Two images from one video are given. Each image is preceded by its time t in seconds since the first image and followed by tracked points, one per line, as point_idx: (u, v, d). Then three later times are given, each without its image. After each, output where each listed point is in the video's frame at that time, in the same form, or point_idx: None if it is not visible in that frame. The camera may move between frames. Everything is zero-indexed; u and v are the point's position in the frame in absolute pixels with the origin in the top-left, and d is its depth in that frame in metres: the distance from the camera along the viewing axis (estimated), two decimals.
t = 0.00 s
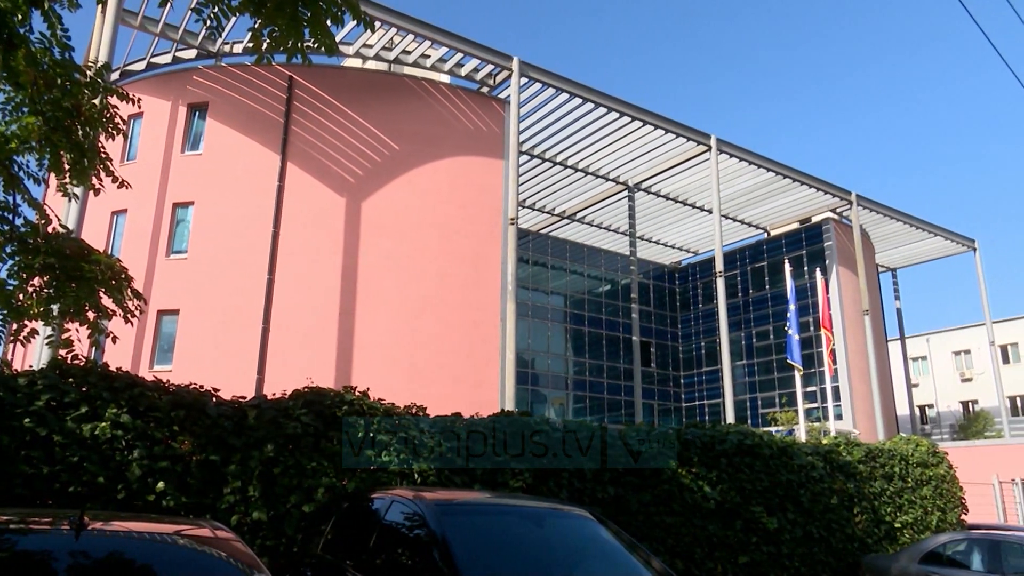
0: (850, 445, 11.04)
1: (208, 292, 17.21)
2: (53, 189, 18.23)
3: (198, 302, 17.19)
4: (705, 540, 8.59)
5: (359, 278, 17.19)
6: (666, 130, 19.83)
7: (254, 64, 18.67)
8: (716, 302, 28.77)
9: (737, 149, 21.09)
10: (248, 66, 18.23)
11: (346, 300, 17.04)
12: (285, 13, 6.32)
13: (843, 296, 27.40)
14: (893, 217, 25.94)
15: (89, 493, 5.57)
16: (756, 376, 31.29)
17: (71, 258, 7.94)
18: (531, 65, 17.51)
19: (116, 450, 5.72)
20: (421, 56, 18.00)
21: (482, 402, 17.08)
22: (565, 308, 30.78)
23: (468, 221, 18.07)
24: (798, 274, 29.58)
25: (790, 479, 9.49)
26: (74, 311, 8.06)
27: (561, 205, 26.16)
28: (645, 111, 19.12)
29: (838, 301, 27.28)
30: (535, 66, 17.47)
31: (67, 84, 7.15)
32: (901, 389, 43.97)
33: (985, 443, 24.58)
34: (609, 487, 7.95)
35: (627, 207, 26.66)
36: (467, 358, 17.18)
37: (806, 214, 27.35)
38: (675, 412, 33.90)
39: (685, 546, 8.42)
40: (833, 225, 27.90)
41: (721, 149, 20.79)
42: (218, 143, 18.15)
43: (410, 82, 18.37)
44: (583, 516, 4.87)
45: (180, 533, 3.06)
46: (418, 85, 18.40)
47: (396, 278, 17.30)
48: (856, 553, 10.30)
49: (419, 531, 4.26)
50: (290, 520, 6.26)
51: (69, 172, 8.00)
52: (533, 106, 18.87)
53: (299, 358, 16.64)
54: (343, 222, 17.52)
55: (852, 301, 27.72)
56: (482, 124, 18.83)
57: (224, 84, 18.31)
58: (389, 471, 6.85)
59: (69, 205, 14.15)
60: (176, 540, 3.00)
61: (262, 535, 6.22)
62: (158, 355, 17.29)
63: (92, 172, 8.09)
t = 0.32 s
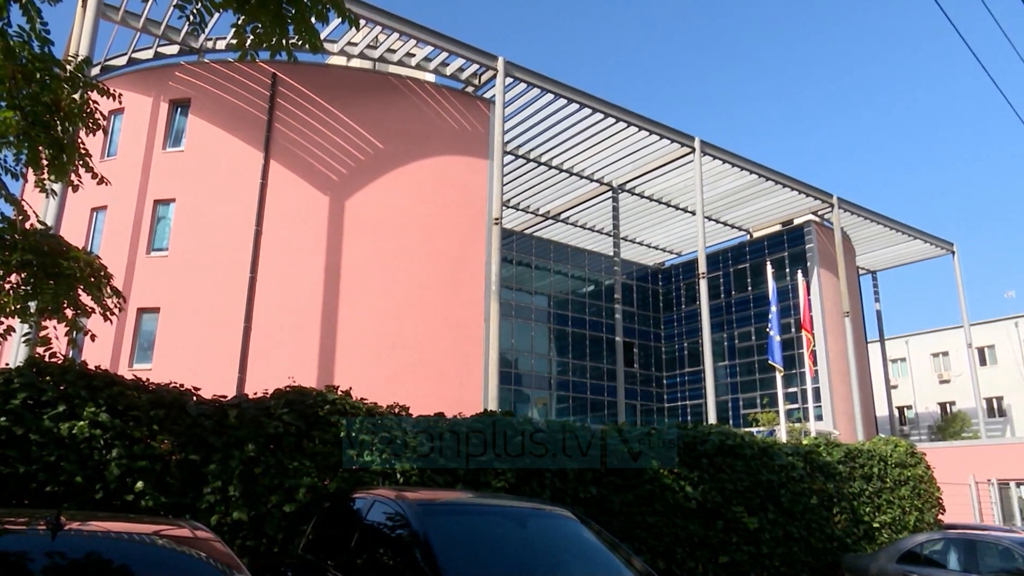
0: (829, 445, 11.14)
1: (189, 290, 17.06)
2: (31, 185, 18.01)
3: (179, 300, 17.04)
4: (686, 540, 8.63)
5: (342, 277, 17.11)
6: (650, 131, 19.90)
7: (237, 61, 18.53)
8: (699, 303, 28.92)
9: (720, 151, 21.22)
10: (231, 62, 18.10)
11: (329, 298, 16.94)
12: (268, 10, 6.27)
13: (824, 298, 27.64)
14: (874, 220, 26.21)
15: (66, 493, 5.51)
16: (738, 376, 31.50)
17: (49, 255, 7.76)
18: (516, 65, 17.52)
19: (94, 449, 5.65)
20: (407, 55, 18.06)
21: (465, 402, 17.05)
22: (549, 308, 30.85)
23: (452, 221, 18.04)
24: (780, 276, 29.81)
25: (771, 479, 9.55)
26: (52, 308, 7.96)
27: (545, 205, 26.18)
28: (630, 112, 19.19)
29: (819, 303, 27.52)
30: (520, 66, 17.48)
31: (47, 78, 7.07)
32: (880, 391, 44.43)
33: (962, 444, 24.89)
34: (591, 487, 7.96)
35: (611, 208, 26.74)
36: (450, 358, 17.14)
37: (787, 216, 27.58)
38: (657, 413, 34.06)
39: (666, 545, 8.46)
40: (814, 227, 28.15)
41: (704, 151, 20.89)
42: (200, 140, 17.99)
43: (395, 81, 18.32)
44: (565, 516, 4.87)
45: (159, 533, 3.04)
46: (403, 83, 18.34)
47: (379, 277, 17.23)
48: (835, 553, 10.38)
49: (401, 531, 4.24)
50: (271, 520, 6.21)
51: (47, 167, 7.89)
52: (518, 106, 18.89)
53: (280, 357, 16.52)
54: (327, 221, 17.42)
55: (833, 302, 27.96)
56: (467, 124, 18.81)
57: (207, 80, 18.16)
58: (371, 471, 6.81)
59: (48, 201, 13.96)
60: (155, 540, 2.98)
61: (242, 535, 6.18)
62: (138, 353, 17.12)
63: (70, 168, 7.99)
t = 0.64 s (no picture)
0: (807, 446, 11.25)
1: (168, 288, 16.89)
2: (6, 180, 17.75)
3: (157, 298, 16.86)
4: (666, 540, 8.68)
5: (323, 276, 17.02)
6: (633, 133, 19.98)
7: (218, 56, 18.36)
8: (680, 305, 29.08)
9: (702, 153, 21.34)
10: (212, 58, 17.93)
11: (309, 297, 16.84)
12: (250, 6, 6.23)
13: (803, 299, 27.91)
14: (852, 223, 26.50)
15: (39, 493, 5.43)
16: (717, 377, 31.72)
17: (24, 251, 7.67)
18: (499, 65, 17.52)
19: (69, 448, 5.58)
20: (390, 53, 17.89)
21: (446, 401, 17.02)
22: (530, 308, 30.89)
23: (435, 221, 18.02)
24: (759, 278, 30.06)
25: (749, 480, 9.63)
26: (26, 305, 7.84)
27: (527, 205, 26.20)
28: (612, 114, 19.26)
29: (798, 305, 27.79)
30: (503, 66, 17.48)
31: (23, 72, 6.96)
32: (858, 392, 44.92)
33: (937, 444, 25.27)
34: (572, 487, 7.99)
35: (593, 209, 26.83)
36: (431, 357, 17.12)
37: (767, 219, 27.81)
38: (638, 413, 34.23)
39: (645, 545, 8.50)
40: (794, 229, 28.42)
41: (686, 154, 21.00)
42: (179, 136, 17.79)
43: (377, 79, 18.24)
44: (544, 516, 4.88)
45: (135, 534, 3.01)
46: (386, 82, 18.27)
47: (361, 276, 17.16)
48: (811, 552, 10.48)
49: (380, 531, 4.23)
50: (249, 519, 6.16)
51: (22, 163, 7.77)
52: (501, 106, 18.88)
53: (259, 356, 16.39)
54: (308, 219, 17.31)
55: (812, 304, 28.25)
56: (449, 123, 18.78)
57: (187, 76, 17.96)
58: (350, 471, 6.81)
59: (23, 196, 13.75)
60: (129, 540, 2.95)
61: (220, 535, 6.13)
62: (115, 351, 16.93)
63: (46, 164, 7.88)
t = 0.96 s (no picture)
0: (783, 446, 11.36)
1: (143, 285, 16.68)
2: None
3: (132, 295, 16.64)
4: (643, 539, 8.72)
5: (301, 274, 16.90)
6: (614, 134, 20.06)
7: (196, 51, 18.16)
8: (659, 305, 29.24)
9: (682, 155, 21.48)
10: (189, 53, 17.72)
11: (287, 294, 16.71)
12: (229, 2, 6.18)
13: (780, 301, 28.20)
14: (829, 226, 26.81)
15: (9, 493, 5.33)
16: (695, 378, 31.94)
17: None
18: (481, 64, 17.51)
19: (40, 448, 5.48)
20: (370, 51, 17.84)
21: (424, 401, 16.98)
22: (510, 308, 30.91)
23: (414, 219, 17.97)
24: (738, 280, 30.31)
25: (726, 480, 9.71)
26: None
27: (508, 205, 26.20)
28: (594, 115, 19.33)
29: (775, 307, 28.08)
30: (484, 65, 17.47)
31: None
32: (833, 393, 45.45)
33: (910, 445, 25.64)
34: (550, 487, 8.00)
35: (573, 210, 26.90)
36: (409, 357, 17.07)
37: (745, 221, 28.05)
38: (616, 413, 34.39)
39: (623, 544, 8.52)
40: (771, 232, 28.70)
41: (666, 156, 21.11)
42: (156, 131, 17.57)
43: (358, 77, 18.14)
44: (523, 516, 4.87)
45: (108, 534, 2.97)
46: (367, 79, 18.19)
47: (339, 274, 17.05)
48: (786, 551, 10.58)
49: (357, 531, 4.20)
50: (224, 519, 6.10)
51: None
52: (483, 106, 18.87)
53: (236, 354, 16.23)
54: (286, 217, 17.17)
55: (788, 306, 28.55)
56: (430, 122, 18.73)
57: (164, 71, 17.75)
58: (327, 470, 6.77)
59: None
60: (101, 540, 2.91)
61: (194, 535, 6.06)
62: (88, 349, 16.69)
63: (18, 158, 7.74)
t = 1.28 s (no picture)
0: (761, 446, 11.46)
1: (120, 282, 16.48)
2: None
3: (108, 292, 16.43)
4: (622, 539, 8.75)
5: (281, 272, 16.78)
6: (596, 135, 20.11)
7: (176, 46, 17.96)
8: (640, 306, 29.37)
9: (664, 157, 21.58)
10: (169, 48, 17.55)
11: (267, 292, 16.57)
12: None
13: (759, 303, 28.45)
14: (808, 228, 27.06)
15: None
16: (675, 379, 32.14)
17: None
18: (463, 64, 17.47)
19: (12, 446, 5.40)
20: (353, 49, 17.73)
21: (405, 400, 16.92)
22: (491, 308, 30.90)
23: (396, 218, 17.90)
24: (717, 281, 30.52)
25: (704, 480, 9.78)
26: None
27: (490, 205, 26.19)
28: (576, 116, 19.38)
29: (754, 308, 28.33)
30: (467, 65, 17.44)
31: None
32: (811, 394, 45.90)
33: (885, 445, 25.97)
34: (530, 487, 8.01)
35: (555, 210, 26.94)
36: (390, 356, 17.00)
37: (726, 223, 28.26)
38: (597, 413, 34.51)
39: (602, 545, 8.54)
40: (751, 234, 28.94)
41: (648, 157, 21.21)
42: (134, 127, 17.36)
43: (340, 75, 18.05)
44: (501, 516, 4.88)
45: (81, 535, 2.93)
46: (349, 77, 18.09)
47: (320, 273, 16.96)
48: (764, 551, 10.66)
49: (336, 531, 4.19)
50: (201, 520, 6.04)
51: None
52: (465, 105, 18.84)
53: (214, 353, 16.07)
54: (266, 214, 17.04)
55: (767, 308, 28.80)
56: (412, 121, 18.68)
57: (143, 65, 17.54)
58: (306, 470, 6.70)
59: None
60: (75, 541, 2.88)
61: (170, 536, 6.00)
62: (63, 347, 16.47)
63: None
